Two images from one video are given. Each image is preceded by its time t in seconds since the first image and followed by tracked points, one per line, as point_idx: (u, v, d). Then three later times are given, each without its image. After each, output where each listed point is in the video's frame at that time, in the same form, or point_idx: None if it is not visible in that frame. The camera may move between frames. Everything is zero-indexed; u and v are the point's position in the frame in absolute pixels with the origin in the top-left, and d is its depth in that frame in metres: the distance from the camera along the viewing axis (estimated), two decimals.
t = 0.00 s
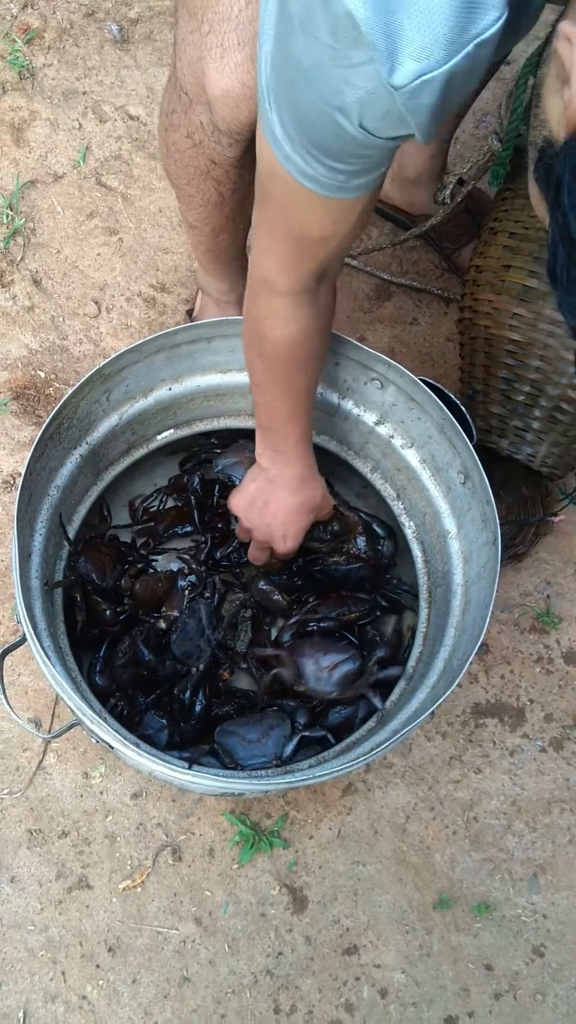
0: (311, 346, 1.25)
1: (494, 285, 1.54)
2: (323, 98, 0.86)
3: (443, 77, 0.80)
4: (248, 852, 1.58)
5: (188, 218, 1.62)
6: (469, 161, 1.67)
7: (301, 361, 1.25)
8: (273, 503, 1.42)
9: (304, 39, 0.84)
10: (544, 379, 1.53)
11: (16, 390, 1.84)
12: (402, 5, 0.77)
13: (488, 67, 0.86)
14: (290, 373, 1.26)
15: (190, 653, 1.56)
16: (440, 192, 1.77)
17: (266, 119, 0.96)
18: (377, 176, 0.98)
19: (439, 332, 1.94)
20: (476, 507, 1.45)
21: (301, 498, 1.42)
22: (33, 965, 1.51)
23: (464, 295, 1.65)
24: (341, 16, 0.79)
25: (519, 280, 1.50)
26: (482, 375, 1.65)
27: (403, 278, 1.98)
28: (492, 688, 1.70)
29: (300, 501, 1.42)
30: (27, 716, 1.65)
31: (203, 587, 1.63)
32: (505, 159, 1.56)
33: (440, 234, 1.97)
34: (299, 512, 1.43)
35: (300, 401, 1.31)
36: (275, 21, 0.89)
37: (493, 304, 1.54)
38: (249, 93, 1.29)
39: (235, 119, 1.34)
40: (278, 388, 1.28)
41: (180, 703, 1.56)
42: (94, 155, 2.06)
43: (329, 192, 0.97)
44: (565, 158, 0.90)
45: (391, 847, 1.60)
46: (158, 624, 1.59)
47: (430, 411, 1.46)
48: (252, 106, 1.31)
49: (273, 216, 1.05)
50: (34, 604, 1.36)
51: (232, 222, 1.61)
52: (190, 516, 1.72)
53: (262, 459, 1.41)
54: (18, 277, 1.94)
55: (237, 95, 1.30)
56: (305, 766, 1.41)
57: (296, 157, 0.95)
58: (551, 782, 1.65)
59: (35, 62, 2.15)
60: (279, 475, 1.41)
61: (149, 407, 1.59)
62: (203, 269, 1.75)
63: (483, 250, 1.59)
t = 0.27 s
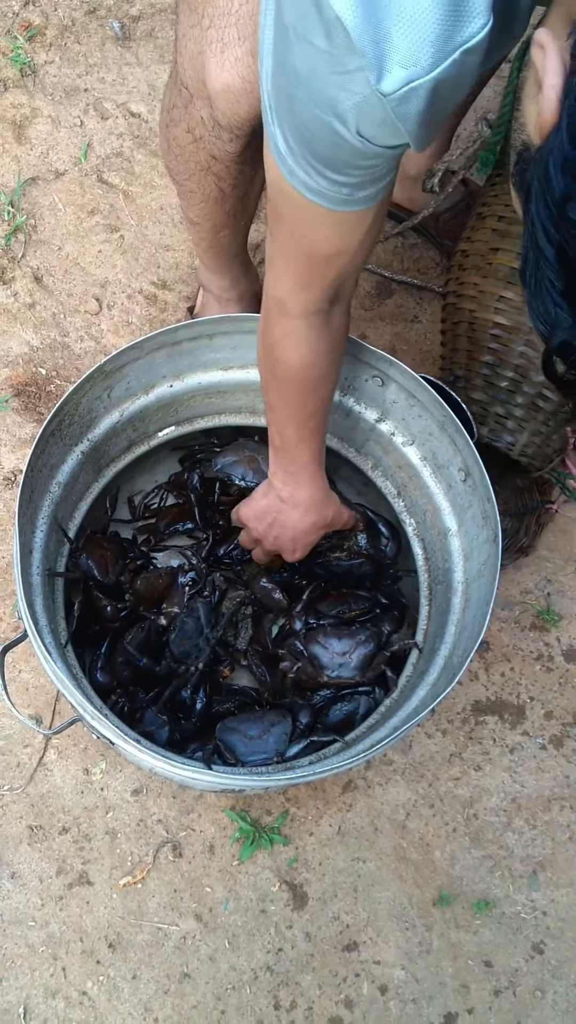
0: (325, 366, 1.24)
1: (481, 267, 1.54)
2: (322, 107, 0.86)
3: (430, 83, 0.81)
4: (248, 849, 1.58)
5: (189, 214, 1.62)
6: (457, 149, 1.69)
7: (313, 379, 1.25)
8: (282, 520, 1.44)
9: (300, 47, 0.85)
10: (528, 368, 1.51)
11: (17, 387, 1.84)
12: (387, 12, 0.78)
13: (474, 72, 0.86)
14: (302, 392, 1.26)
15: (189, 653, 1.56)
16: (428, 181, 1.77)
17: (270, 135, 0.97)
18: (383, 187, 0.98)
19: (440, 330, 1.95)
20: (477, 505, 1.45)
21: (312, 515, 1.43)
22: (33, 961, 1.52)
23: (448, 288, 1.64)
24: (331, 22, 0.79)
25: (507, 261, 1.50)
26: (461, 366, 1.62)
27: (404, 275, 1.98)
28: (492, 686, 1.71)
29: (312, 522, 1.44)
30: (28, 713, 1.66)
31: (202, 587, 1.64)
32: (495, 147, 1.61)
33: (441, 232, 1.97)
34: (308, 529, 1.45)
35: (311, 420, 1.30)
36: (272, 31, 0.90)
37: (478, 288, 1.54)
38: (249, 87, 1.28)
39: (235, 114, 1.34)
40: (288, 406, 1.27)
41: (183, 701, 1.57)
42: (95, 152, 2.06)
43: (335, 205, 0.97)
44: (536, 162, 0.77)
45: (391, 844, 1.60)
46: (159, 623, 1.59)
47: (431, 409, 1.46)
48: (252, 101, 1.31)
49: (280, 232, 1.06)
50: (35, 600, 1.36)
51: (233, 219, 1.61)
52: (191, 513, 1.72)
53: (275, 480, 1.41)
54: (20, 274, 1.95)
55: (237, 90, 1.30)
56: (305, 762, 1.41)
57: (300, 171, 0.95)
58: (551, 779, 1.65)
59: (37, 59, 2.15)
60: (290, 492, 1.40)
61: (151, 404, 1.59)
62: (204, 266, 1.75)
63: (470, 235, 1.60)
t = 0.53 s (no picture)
0: (330, 371, 1.24)
1: (462, 276, 1.60)
2: (330, 116, 0.87)
3: (438, 90, 0.82)
4: (247, 847, 1.58)
5: (189, 214, 1.62)
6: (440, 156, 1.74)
7: (318, 383, 1.25)
8: (282, 519, 1.44)
9: (307, 58, 0.85)
10: (505, 378, 1.57)
11: (16, 385, 1.84)
12: (396, 20, 0.78)
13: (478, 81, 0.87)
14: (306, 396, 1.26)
15: (179, 663, 1.56)
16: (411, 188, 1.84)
17: (277, 145, 0.97)
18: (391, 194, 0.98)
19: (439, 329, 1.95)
20: (475, 504, 1.46)
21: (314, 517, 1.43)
22: (32, 959, 1.52)
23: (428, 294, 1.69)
24: (339, 32, 0.80)
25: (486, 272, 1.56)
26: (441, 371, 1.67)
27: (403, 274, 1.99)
28: (490, 684, 1.71)
29: (312, 521, 1.43)
30: (26, 711, 1.66)
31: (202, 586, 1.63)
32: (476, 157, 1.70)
33: (440, 231, 1.97)
34: (308, 529, 1.44)
35: (314, 424, 1.31)
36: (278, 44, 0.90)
37: (457, 297, 1.60)
38: (252, 88, 1.29)
39: (237, 115, 1.34)
40: (293, 409, 1.28)
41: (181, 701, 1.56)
42: (94, 151, 2.06)
43: (341, 212, 0.97)
44: (545, 160, 0.78)
45: (389, 842, 1.60)
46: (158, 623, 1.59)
47: (430, 408, 1.47)
48: (253, 101, 1.31)
49: (286, 235, 1.05)
50: (33, 598, 1.36)
51: (233, 218, 1.62)
52: (189, 512, 1.72)
53: (278, 479, 1.42)
54: (19, 272, 1.95)
55: (238, 92, 1.30)
56: (303, 761, 1.41)
57: (308, 179, 0.95)
58: (550, 778, 1.65)
59: (36, 58, 2.15)
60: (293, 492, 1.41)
61: (150, 402, 1.59)
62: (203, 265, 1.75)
63: (451, 245, 1.66)
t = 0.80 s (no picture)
0: (290, 356, 1.25)
1: (455, 281, 1.61)
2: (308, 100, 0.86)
3: (420, 83, 0.81)
4: (245, 846, 1.58)
5: (187, 214, 1.62)
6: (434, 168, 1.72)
7: (280, 369, 1.26)
8: (246, 519, 1.43)
9: (288, 41, 0.84)
10: (499, 382, 1.58)
11: (14, 384, 1.84)
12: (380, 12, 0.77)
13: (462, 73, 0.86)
14: (270, 382, 1.26)
15: (166, 675, 1.54)
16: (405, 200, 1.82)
17: (247, 124, 0.96)
18: (360, 181, 0.99)
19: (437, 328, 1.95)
20: (473, 504, 1.46)
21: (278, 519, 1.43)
22: (29, 958, 1.52)
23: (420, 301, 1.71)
24: (322, 18, 0.79)
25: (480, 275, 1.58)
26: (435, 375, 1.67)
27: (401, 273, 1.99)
28: (488, 683, 1.71)
29: (277, 524, 1.43)
30: (24, 710, 1.66)
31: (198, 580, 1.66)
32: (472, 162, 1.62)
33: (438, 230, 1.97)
34: (274, 535, 1.44)
35: (279, 413, 1.31)
36: (256, 22, 0.89)
37: (450, 302, 1.61)
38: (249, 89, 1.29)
39: (235, 115, 1.34)
40: (253, 397, 1.27)
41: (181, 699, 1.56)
42: (92, 149, 2.06)
43: (310, 196, 0.98)
44: (539, 161, 0.77)
45: (387, 841, 1.60)
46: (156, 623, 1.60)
47: (428, 407, 1.46)
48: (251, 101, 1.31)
49: (254, 219, 1.05)
50: (30, 597, 1.36)
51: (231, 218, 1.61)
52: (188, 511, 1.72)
53: (240, 473, 1.41)
54: (16, 271, 1.95)
55: (236, 92, 1.30)
56: (301, 760, 1.41)
57: (278, 160, 0.95)
58: (547, 776, 1.65)
59: (34, 57, 2.15)
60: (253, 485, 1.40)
61: (147, 401, 1.59)
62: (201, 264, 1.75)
63: (444, 250, 1.67)
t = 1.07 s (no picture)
0: (268, 342, 1.26)
1: (450, 288, 1.60)
2: (286, 90, 0.86)
3: (406, 76, 0.80)
4: (245, 846, 1.58)
5: (186, 213, 1.62)
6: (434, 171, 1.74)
7: (259, 356, 1.26)
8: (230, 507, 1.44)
9: (268, 31, 0.84)
10: (491, 390, 1.59)
11: (13, 384, 1.84)
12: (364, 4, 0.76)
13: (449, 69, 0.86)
14: (250, 370, 1.27)
15: (164, 682, 1.55)
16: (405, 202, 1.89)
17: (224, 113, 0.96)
18: (337, 172, 0.99)
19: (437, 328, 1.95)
20: (473, 504, 1.45)
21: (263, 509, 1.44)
22: (29, 959, 1.52)
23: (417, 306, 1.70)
24: (303, 10, 0.79)
25: (475, 283, 1.57)
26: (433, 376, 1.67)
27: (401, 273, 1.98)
28: (488, 683, 1.71)
29: (258, 516, 1.44)
30: (23, 710, 1.66)
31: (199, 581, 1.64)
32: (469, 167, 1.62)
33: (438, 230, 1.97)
34: (255, 525, 1.46)
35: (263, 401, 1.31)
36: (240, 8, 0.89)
37: (445, 309, 1.61)
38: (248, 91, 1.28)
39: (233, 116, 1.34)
40: (235, 384, 1.28)
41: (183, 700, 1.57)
42: (91, 149, 2.06)
43: (287, 184, 0.98)
44: (535, 163, 0.87)
45: (387, 841, 1.60)
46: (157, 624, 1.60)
47: (427, 407, 1.46)
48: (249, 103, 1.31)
49: (233, 206, 1.05)
50: (30, 598, 1.36)
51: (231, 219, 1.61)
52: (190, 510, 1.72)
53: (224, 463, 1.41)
54: (16, 271, 1.94)
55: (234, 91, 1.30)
56: (301, 761, 1.41)
57: (255, 149, 0.95)
58: (547, 776, 1.65)
59: (33, 56, 2.14)
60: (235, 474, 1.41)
61: (147, 401, 1.59)
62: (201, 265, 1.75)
63: (440, 256, 1.67)
